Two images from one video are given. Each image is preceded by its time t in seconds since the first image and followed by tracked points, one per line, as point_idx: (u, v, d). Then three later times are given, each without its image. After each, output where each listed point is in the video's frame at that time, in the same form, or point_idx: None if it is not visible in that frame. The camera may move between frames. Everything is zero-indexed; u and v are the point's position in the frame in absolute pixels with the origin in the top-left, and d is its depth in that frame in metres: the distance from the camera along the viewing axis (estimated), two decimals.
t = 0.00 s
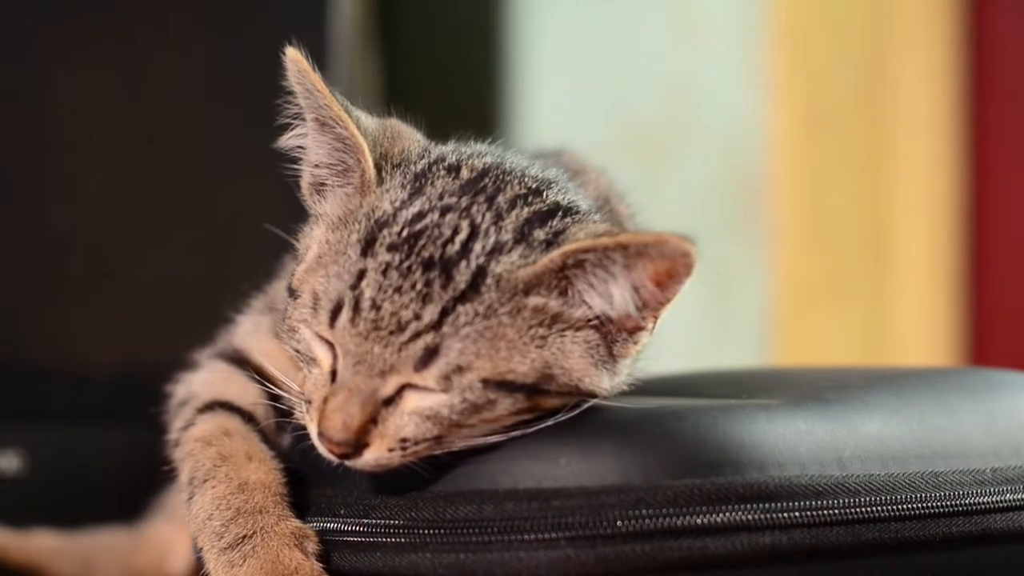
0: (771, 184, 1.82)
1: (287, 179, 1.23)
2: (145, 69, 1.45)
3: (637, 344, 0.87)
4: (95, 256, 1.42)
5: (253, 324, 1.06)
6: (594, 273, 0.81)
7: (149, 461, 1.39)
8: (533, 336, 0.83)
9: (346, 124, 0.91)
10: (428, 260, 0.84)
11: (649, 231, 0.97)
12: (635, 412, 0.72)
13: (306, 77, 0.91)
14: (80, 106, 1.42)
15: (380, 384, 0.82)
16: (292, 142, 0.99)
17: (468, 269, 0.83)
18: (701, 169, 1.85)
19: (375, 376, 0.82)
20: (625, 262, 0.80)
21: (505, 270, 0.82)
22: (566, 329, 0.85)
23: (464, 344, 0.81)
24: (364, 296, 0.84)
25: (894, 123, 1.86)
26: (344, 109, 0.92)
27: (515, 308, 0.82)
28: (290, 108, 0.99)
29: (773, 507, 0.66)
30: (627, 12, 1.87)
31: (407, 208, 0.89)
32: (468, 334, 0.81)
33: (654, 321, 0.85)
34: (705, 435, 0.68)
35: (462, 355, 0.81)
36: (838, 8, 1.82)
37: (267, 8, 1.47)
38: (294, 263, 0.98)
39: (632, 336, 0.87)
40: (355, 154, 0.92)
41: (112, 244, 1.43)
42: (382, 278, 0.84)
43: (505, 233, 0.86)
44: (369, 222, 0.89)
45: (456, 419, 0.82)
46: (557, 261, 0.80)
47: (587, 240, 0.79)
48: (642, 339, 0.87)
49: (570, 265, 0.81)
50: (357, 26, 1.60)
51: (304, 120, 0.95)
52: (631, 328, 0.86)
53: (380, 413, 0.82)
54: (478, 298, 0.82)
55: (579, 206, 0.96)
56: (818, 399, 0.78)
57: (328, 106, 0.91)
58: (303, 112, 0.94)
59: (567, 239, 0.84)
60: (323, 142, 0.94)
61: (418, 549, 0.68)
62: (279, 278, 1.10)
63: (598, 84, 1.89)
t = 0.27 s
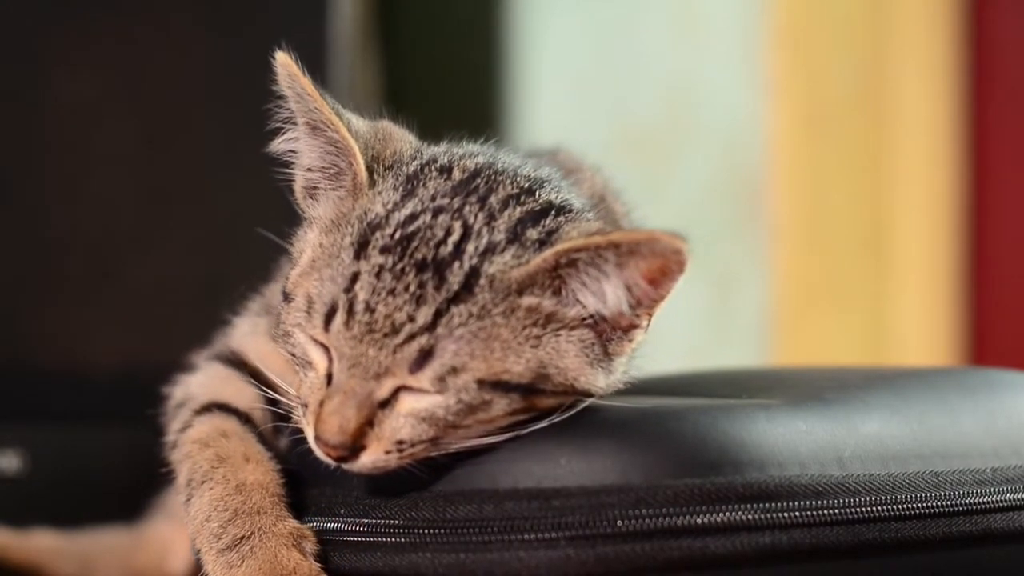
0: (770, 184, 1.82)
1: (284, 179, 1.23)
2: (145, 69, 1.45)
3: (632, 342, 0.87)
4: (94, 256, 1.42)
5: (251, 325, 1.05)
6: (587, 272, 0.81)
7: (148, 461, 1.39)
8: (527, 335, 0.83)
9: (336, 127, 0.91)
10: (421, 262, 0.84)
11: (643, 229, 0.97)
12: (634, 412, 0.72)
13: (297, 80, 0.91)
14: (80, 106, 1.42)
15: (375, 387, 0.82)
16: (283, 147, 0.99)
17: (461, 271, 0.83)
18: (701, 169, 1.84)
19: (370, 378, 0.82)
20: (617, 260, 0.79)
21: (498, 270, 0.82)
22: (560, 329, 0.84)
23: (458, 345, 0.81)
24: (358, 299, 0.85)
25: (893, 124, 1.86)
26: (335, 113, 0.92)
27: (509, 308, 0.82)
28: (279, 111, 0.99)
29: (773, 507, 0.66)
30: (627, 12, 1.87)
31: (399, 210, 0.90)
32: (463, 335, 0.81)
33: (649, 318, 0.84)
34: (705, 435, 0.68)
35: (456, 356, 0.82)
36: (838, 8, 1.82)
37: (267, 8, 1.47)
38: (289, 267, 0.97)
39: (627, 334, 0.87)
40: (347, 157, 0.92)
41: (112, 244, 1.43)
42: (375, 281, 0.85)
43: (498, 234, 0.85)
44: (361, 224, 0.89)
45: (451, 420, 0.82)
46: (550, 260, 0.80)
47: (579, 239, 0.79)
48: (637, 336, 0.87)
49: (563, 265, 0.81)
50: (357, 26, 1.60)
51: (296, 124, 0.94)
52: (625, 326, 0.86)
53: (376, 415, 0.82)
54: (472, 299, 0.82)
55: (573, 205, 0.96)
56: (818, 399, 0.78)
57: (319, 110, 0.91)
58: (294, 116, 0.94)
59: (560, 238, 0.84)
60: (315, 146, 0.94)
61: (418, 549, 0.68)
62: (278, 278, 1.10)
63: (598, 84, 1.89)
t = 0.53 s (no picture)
0: (770, 184, 1.82)
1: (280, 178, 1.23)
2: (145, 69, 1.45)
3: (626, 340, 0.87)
4: (94, 256, 1.42)
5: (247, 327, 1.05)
6: (580, 272, 0.81)
7: (148, 461, 1.39)
8: (521, 336, 0.83)
9: (327, 132, 0.90)
10: (413, 265, 0.84)
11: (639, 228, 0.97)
12: (633, 412, 0.72)
13: (286, 86, 0.91)
14: (80, 106, 1.42)
15: (370, 390, 0.82)
16: (273, 154, 0.99)
17: (453, 272, 0.82)
18: (701, 169, 1.84)
19: (365, 382, 0.82)
20: (609, 259, 0.79)
21: (491, 271, 0.82)
22: (555, 329, 0.84)
23: (452, 347, 0.81)
24: (351, 303, 0.84)
25: (893, 123, 1.86)
26: (325, 117, 0.92)
27: (503, 309, 0.82)
28: (268, 117, 0.99)
29: (773, 507, 0.66)
30: (627, 12, 1.87)
31: (391, 213, 0.89)
32: (457, 337, 0.81)
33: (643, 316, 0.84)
34: (705, 435, 0.68)
35: (451, 358, 0.81)
36: (838, 8, 1.82)
37: (267, 8, 1.47)
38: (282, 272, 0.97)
39: (621, 332, 0.86)
40: (338, 161, 0.92)
41: (112, 245, 1.43)
42: (368, 284, 0.84)
43: (490, 234, 0.85)
44: (354, 228, 0.89)
45: (446, 421, 0.82)
46: (543, 260, 0.80)
47: (571, 239, 0.79)
48: (632, 335, 0.87)
49: (556, 264, 0.80)
50: (357, 26, 1.60)
51: (286, 129, 0.94)
52: (620, 325, 0.86)
53: (372, 419, 0.82)
54: (465, 301, 0.82)
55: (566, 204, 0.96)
56: (818, 399, 0.78)
57: (308, 115, 0.91)
58: (284, 121, 0.94)
59: (553, 238, 0.83)
60: (305, 151, 0.94)
61: (418, 549, 0.68)
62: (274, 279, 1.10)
63: (598, 84, 1.89)
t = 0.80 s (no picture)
0: (770, 184, 1.81)
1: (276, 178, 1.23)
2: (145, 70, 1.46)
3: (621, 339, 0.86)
4: (94, 256, 1.43)
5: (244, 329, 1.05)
6: (573, 272, 0.81)
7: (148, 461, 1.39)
8: (516, 337, 0.82)
9: (319, 135, 0.90)
10: (407, 267, 0.83)
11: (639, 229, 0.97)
12: (632, 411, 0.72)
13: (276, 90, 0.90)
14: (80, 107, 1.44)
15: (366, 393, 0.81)
16: (265, 158, 0.98)
17: (447, 274, 0.82)
18: (701, 169, 1.84)
19: (360, 385, 0.81)
20: (603, 260, 0.79)
21: (484, 272, 0.82)
22: (549, 329, 0.84)
23: (447, 348, 0.81)
24: (345, 306, 0.83)
25: (893, 123, 1.87)
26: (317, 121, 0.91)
27: (497, 310, 0.82)
28: (258, 121, 0.98)
29: (773, 507, 0.65)
30: (627, 12, 1.87)
31: (384, 216, 0.88)
32: (451, 339, 0.81)
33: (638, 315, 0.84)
34: (705, 435, 0.68)
35: (445, 359, 0.81)
36: (838, 8, 1.82)
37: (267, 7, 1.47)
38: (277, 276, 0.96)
39: (616, 331, 0.86)
40: (330, 164, 0.90)
41: (113, 244, 1.43)
42: (362, 287, 0.83)
43: (483, 235, 0.84)
44: (347, 231, 0.88)
45: (442, 422, 0.81)
46: (536, 261, 0.79)
47: (564, 239, 0.78)
48: (626, 334, 0.86)
49: (549, 265, 0.80)
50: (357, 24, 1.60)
51: (278, 133, 0.93)
52: (614, 323, 0.85)
53: (368, 421, 0.81)
54: (459, 302, 0.81)
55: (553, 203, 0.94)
56: (818, 399, 0.78)
57: (298, 118, 0.90)
58: (276, 125, 0.93)
59: (547, 238, 0.83)
60: (297, 154, 0.93)
61: (418, 549, 0.68)
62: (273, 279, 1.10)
63: (598, 84, 1.89)
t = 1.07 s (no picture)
0: (771, 184, 1.82)
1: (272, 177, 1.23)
2: (145, 70, 1.46)
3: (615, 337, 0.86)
4: (94, 256, 1.43)
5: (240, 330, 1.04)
6: (564, 272, 0.80)
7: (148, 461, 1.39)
8: (509, 338, 0.82)
9: (308, 140, 0.88)
10: (398, 270, 0.82)
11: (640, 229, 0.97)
12: (631, 411, 0.72)
13: (264, 95, 0.89)
14: (80, 108, 1.44)
15: (360, 397, 0.81)
16: (254, 164, 0.96)
17: (438, 277, 0.81)
18: (702, 170, 1.83)
19: (354, 389, 0.81)
20: (593, 259, 0.78)
21: (475, 275, 0.81)
22: (543, 329, 0.83)
23: (440, 350, 0.80)
24: (338, 310, 0.83)
25: (893, 123, 1.87)
26: (306, 125, 0.90)
27: (489, 312, 0.81)
28: (246, 126, 0.96)
29: (773, 507, 0.65)
30: (627, 12, 1.87)
31: (374, 220, 0.87)
32: (443, 341, 0.80)
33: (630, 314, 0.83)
34: (704, 435, 0.68)
35: (438, 361, 0.80)
36: (838, 9, 1.82)
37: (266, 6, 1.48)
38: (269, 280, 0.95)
39: (610, 329, 0.85)
40: (320, 169, 0.89)
41: (113, 245, 1.44)
42: (354, 291, 0.83)
43: (474, 237, 0.83)
44: (338, 235, 0.87)
45: (436, 424, 0.81)
46: (527, 262, 0.79)
47: (554, 239, 0.77)
48: (620, 332, 0.86)
49: (540, 266, 0.79)
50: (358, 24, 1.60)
51: (267, 138, 0.92)
52: (608, 322, 0.85)
53: (363, 425, 0.80)
54: (451, 305, 0.80)
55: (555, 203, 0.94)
56: (818, 399, 0.78)
57: (287, 123, 0.88)
58: (265, 131, 0.92)
59: (538, 238, 0.82)
60: (287, 160, 0.92)
61: (418, 549, 0.68)
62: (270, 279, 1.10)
63: (599, 84, 1.88)
